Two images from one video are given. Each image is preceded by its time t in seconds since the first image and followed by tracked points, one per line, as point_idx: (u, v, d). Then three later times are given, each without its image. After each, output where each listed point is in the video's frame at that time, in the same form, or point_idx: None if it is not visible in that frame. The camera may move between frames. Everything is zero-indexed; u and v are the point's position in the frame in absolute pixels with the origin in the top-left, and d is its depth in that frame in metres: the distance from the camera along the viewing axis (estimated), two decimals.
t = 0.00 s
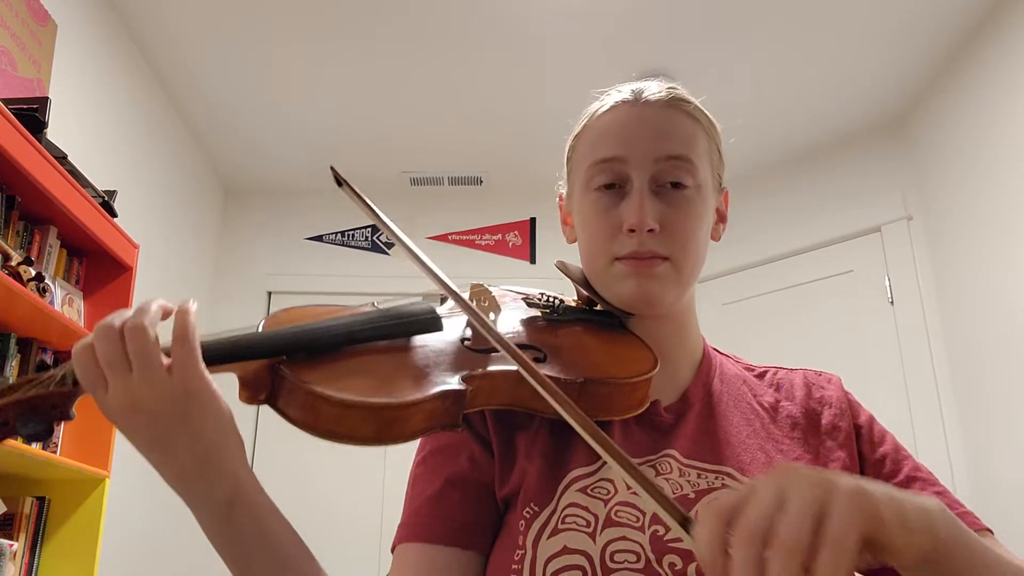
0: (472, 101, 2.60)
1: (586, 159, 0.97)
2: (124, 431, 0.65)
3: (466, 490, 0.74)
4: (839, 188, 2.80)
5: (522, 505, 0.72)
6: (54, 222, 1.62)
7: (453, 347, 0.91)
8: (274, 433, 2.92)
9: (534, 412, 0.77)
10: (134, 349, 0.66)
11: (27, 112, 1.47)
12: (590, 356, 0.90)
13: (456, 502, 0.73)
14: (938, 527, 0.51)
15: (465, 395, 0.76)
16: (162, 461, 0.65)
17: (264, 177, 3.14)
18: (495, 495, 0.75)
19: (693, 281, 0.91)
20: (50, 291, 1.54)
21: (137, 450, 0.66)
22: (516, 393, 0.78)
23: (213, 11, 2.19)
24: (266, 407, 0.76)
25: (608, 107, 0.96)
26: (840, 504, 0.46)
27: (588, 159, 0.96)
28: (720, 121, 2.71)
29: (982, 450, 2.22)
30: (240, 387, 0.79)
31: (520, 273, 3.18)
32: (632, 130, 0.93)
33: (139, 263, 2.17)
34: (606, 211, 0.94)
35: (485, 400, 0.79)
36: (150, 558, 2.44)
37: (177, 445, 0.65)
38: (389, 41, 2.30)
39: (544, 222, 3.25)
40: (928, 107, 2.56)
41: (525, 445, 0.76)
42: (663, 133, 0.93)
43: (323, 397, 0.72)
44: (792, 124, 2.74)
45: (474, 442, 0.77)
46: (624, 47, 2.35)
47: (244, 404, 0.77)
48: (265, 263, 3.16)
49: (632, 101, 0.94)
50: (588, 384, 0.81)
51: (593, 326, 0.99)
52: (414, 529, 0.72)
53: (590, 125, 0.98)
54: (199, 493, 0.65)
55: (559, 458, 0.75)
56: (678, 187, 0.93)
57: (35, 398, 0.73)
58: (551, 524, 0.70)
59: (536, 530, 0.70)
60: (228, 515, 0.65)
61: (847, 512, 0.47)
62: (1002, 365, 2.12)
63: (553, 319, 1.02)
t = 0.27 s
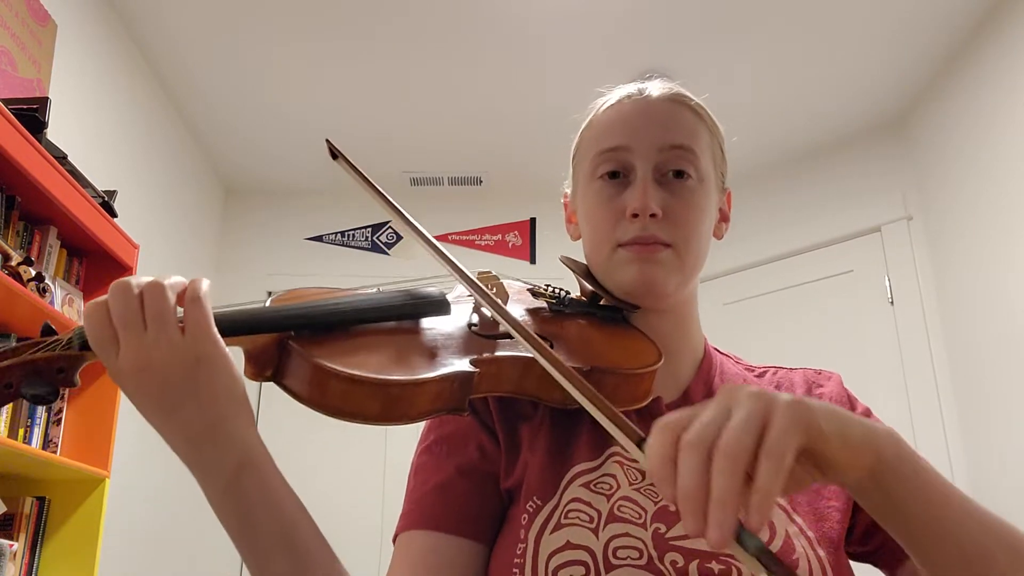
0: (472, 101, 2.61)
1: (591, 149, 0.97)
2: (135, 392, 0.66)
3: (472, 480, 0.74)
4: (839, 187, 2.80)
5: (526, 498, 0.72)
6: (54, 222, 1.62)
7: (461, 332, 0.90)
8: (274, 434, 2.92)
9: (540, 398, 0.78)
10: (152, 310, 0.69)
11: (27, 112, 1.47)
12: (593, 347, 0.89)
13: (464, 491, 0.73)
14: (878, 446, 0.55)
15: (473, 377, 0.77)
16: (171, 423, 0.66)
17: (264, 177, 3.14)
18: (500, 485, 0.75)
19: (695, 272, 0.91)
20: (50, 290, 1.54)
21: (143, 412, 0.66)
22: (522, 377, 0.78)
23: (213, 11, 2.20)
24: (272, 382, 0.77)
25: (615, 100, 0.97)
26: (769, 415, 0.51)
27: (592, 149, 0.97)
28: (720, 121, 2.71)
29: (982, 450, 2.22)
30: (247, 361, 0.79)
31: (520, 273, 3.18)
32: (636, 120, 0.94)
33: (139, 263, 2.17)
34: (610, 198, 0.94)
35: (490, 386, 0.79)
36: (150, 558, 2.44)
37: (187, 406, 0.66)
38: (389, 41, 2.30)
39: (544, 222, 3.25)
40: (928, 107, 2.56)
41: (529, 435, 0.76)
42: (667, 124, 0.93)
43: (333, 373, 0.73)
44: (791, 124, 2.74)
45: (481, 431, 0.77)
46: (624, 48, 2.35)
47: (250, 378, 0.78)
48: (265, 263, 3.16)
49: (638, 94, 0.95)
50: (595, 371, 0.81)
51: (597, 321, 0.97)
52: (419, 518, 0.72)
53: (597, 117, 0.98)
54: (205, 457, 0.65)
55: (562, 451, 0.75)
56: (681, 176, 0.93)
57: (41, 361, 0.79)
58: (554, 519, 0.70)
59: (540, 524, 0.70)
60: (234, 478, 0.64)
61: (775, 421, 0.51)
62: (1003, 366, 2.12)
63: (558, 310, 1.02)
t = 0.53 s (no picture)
0: (473, 101, 2.61)
1: (594, 146, 0.97)
2: (147, 397, 0.66)
3: (478, 478, 0.74)
4: (839, 187, 2.80)
5: (529, 497, 0.72)
6: (54, 222, 1.62)
7: (466, 333, 0.92)
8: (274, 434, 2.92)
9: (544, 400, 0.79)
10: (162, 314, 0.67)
11: (27, 112, 1.47)
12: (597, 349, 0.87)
13: (471, 490, 0.73)
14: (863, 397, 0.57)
15: (480, 381, 0.77)
16: (182, 427, 0.66)
17: (264, 177, 3.14)
18: (505, 484, 0.75)
19: (697, 270, 0.91)
20: (50, 291, 1.54)
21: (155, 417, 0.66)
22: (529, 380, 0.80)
23: (212, 11, 2.19)
24: (278, 387, 0.76)
25: (619, 98, 0.97)
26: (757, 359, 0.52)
27: (595, 146, 0.96)
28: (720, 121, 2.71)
29: (982, 450, 2.22)
30: (252, 365, 0.78)
31: (520, 273, 3.18)
32: (640, 117, 0.94)
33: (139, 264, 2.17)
34: (613, 194, 0.93)
35: (496, 388, 0.80)
36: (150, 558, 2.44)
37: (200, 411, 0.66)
38: (389, 41, 2.30)
39: (544, 222, 3.25)
40: (928, 107, 2.56)
41: (533, 435, 0.77)
42: (671, 121, 0.94)
43: (339, 378, 0.73)
44: (792, 124, 2.74)
45: (487, 429, 0.77)
46: (624, 47, 2.35)
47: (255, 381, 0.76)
48: (265, 263, 3.16)
49: (641, 95, 0.95)
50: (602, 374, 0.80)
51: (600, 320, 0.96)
52: (425, 516, 0.72)
53: (601, 115, 0.98)
54: (218, 460, 0.65)
55: (566, 451, 0.76)
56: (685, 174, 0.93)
57: (46, 369, 0.76)
58: (557, 518, 0.70)
59: (544, 522, 0.70)
60: (249, 484, 0.64)
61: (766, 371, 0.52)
62: (1002, 365, 2.12)
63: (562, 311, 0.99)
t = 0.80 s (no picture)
0: (473, 101, 2.60)
1: (602, 157, 0.95)
2: (161, 422, 0.65)
3: (484, 485, 0.73)
4: (840, 188, 2.80)
5: (534, 504, 0.71)
6: (54, 222, 1.62)
7: (471, 344, 0.94)
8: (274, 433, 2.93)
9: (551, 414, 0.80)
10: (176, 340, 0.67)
11: (27, 112, 1.47)
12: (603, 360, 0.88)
13: (477, 495, 0.72)
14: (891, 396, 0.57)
15: (487, 399, 0.78)
16: (193, 450, 0.65)
17: (264, 177, 3.14)
18: (510, 490, 0.74)
19: (702, 285, 0.91)
20: (50, 291, 1.54)
21: (168, 443, 0.66)
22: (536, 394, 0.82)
23: (213, 11, 2.19)
24: (288, 409, 0.78)
25: (629, 105, 0.95)
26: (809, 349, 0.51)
27: (603, 156, 0.95)
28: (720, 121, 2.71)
29: (982, 450, 2.22)
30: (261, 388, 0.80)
31: (520, 273, 3.18)
32: (650, 129, 0.92)
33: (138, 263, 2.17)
34: (620, 209, 0.92)
35: (504, 402, 0.83)
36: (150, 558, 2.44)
37: (213, 433, 0.65)
38: (389, 41, 2.30)
39: (544, 222, 3.25)
40: (928, 106, 2.56)
41: (540, 441, 0.77)
42: (681, 134, 0.92)
43: (350, 401, 0.74)
44: (792, 125, 2.74)
45: (493, 436, 0.77)
46: (624, 48, 2.35)
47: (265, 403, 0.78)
48: (265, 263, 3.16)
49: (652, 101, 0.93)
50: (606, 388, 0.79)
51: (605, 327, 0.98)
52: (430, 524, 0.72)
53: (609, 121, 0.96)
54: (231, 480, 0.64)
55: (570, 457, 0.75)
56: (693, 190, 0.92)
57: (56, 401, 0.77)
58: (562, 525, 0.69)
59: (549, 529, 0.69)
60: (265, 505, 0.64)
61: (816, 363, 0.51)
62: (1002, 365, 2.12)
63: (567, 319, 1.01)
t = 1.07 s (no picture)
0: (473, 101, 2.60)
1: (605, 157, 0.95)
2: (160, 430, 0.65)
3: (486, 488, 0.73)
4: (840, 188, 2.80)
5: (536, 506, 0.71)
6: (54, 222, 1.62)
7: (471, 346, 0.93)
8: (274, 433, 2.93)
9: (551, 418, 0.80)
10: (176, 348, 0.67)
11: (27, 112, 1.47)
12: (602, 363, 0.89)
13: (478, 499, 0.72)
14: None
15: (486, 404, 0.78)
16: (193, 457, 0.65)
17: (264, 177, 3.14)
18: (511, 493, 0.75)
19: (704, 288, 0.91)
20: (50, 291, 1.54)
21: (169, 451, 0.66)
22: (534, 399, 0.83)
23: (213, 11, 2.19)
24: (286, 412, 0.79)
25: (632, 105, 0.94)
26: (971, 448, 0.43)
27: (606, 157, 0.95)
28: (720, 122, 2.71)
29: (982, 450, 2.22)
30: (261, 391, 0.82)
31: (520, 273, 3.18)
32: (653, 130, 0.92)
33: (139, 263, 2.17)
34: (624, 210, 0.92)
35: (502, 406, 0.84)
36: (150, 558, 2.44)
37: (214, 441, 0.65)
38: (389, 41, 2.30)
39: (544, 222, 3.25)
40: (928, 106, 2.56)
41: (540, 444, 0.76)
42: (684, 135, 0.92)
43: (349, 407, 0.75)
44: (792, 125, 2.74)
45: (492, 439, 0.77)
46: (624, 47, 2.35)
47: (264, 409, 0.80)
48: (265, 263, 3.16)
49: (655, 102, 0.93)
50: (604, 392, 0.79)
51: (605, 329, 0.98)
52: (431, 526, 0.71)
53: (612, 122, 0.96)
54: (232, 487, 0.64)
55: (571, 459, 0.75)
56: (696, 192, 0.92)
57: (54, 409, 0.77)
58: (564, 526, 0.69)
59: (551, 531, 0.69)
60: (265, 512, 0.64)
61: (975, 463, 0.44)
62: (1002, 365, 2.12)
63: (568, 322, 1.01)
